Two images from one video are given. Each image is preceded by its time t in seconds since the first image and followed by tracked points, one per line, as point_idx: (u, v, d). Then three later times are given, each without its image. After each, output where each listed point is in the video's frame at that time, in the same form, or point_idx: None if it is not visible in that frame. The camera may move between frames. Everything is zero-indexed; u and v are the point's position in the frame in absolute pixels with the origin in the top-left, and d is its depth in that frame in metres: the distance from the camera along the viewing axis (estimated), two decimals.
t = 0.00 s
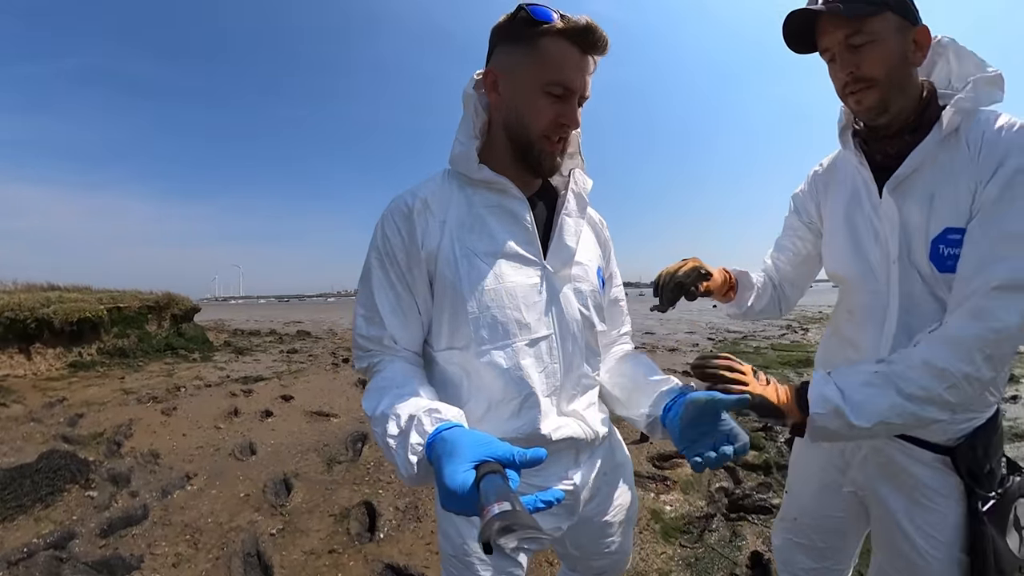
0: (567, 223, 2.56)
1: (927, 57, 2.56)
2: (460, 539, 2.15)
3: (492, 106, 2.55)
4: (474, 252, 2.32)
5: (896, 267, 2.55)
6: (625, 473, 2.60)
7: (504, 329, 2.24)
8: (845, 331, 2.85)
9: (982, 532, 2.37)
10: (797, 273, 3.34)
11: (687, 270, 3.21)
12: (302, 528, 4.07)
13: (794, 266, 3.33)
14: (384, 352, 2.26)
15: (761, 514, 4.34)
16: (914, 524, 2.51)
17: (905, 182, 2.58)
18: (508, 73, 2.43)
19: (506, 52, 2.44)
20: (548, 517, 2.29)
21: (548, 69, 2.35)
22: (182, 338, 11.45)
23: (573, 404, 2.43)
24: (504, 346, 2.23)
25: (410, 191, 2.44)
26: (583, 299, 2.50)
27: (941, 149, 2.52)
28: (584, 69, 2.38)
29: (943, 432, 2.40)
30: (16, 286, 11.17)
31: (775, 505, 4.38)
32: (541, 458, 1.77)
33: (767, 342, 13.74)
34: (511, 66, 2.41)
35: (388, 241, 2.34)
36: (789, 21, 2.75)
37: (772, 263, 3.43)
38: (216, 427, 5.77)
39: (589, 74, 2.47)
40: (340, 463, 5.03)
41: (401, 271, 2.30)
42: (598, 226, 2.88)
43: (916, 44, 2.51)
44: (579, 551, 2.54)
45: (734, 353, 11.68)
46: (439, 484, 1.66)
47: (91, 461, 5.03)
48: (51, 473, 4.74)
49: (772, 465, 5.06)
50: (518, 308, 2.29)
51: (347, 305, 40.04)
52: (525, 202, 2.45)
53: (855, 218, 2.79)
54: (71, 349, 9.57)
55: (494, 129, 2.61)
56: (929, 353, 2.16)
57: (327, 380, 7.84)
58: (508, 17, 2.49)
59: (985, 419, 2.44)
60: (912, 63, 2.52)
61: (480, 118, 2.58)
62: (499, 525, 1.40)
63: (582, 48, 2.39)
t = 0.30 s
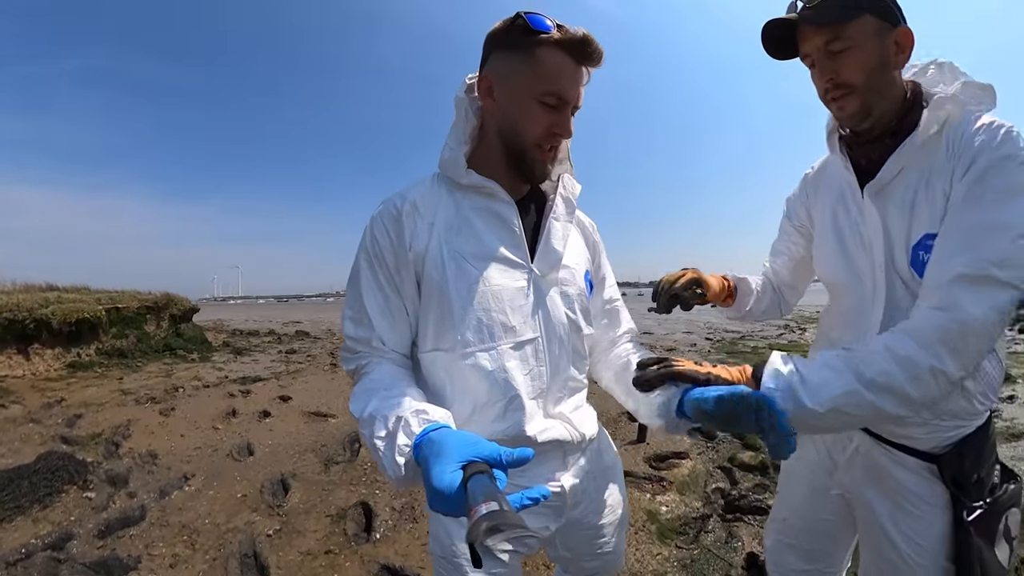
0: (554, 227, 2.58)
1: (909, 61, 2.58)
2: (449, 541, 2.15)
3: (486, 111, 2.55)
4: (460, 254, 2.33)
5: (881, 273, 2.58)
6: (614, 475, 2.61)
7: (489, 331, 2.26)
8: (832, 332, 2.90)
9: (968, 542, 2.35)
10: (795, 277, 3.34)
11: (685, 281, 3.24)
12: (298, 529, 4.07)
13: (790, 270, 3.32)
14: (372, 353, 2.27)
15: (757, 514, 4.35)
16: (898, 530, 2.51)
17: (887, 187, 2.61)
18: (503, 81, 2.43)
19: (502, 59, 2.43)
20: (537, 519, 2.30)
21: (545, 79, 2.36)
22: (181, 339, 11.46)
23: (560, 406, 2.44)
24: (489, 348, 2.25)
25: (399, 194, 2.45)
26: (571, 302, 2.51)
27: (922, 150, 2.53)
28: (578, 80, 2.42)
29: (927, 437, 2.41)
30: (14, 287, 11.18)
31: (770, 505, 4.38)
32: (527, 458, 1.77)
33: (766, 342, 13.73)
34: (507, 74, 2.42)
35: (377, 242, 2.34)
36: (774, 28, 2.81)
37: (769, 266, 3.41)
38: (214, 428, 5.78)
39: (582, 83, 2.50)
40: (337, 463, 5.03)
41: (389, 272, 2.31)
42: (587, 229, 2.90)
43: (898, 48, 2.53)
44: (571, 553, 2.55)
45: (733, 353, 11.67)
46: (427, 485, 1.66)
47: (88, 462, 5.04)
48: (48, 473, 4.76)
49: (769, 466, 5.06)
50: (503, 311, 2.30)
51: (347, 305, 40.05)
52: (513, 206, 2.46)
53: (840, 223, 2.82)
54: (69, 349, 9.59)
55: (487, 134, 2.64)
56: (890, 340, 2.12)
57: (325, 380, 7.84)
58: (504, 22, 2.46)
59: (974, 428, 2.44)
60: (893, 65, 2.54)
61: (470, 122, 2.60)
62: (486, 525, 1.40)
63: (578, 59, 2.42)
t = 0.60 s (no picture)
0: (551, 232, 2.57)
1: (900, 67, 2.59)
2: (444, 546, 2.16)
3: (488, 115, 2.56)
4: (456, 259, 2.33)
5: (876, 277, 2.59)
6: (611, 479, 2.60)
7: (483, 336, 2.26)
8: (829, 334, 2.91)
9: (960, 551, 2.36)
10: (790, 279, 3.34)
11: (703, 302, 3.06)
12: (296, 531, 4.08)
13: (782, 271, 3.32)
14: (367, 355, 2.27)
15: (755, 515, 4.35)
16: (891, 536, 2.53)
17: (884, 191, 2.61)
18: (507, 87, 2.44)
19: (506, 64, 2.44)
20: (532, 524, 2.31)
21: (549, 87, 2.38)
22: (180, 339, 11.46)
23: (555, 410, 2.44)
24: (483, 353, 2.25)
25: (396, 197, 2.45)
26: (567, 308, 2.51)
27: (918, 154, 2.53)
28: (582, 88, 2.45)
29: (922, 445, 2.42)
30: (12, 286, 11.17)
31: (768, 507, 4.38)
32: (520, 463, 1.77)
33: (764, 342, 13.75)
34: (510, 80, 2.42)
35: (374, 245, 2.35)
36: (764, 39, 2.84)
37: (763, 269, 3.40)
38: (212, 428, 5.79)
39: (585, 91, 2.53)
40: (335, 465, 5.03)
41: (385, 274, 2.31)
42: (586, 233, 2.90)
43: (889, 55, 2.53)
44: (568, 556, 2.56)
45: (732, 353, 11.67)
46: (419, 487, 1.66)
47: (87, 463, 5.04)
48: (47, 475, 4.77)
49: (767, 466, 5.07)
50: (497, 316, 2.30)
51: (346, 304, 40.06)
52: (510, 211, 2.45)
53: (834, 226, 2.82)
54: (68, 349, 9.58)
55: (486, 139, 2.64)
56: (929, 342, 2.04)
57: (324, 381, 7.84)
58: (509, 27, 2.47)
59: (968, 436, 2.45)
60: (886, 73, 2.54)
61: (468, 127, 2.60)
62: (479, 530, 1.43)
63: (582, 67, 2.44)
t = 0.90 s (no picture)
0: (558, 234, 2.59)
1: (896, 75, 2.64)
2: (449, 545, 2.16)
3: (498, 116, 2.56)
4: (464, 260, 2.34)
5: (881, 275, 2.60)
6: (614, 478, 2.61)
7: (490, 337, 2.27)
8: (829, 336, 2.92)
9: (960, 542, 2.37)
10: (789, 282, 3.35)
11: (710, 321, 2.61)
12: (296, 531, 4.07)
13: (779, 272, 3.34)
14: (374, 354, 2.26)
15: (754, 513, 4.37)
16: (894, 530, 2.54)
17: (888, 191, 2.64)
18: (519, 88, 2.45)
19: (519, 66, 2.45)
20: (537, 522, 2.31)
21: (561, 89, 2.40)
22: (177, 339, 11.43)
23: (560, 410, 2.45)
24: (489, 353, 2.26)
25: (404, 197, 2.46)
26: (573, 310, 2.51)
27: (918, 156, 2.59)
28: (592, 92, 2.48)
29: (924, 440, 2.46)
30: (9, 286, 11.10)
31: (768, 505, 4.40)
32: (525, 463, 1.77)
33: (761, 343, 13.79)
34: (522, 82, 2.44)
35: (382, 244, 2.35)
36: (765, 49, 2.88)
37: (765, 272, 3.39)
38: (211, 429, 5.78)
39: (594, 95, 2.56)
40: (335, 465, 5.03)
41: (393, 273, 2.31)
42: (593, 233, 2.91)
43: (887, 64, 2.58)
44: (572, 555, 2.57)
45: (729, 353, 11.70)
46: (424, 485, 1.67)
47: (86, 464, 5.03)
48: (45, 476, 4.75)
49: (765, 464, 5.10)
50: (503, 317, 2.31)
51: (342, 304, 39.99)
52: (517, 211, 2.46)
53: (836, 228, 2.84)
54: (65, 350, 9.54)
55: (495, 141, 2.65)
56: (964, 320, 1.94)
57: (323, 381, 7.83)
58: (520, 29, 2.49)
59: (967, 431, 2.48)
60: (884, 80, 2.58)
61: (477, 129, 2.60)
62: (483, 528, 1.40)
63: (593, 71, 2.47)
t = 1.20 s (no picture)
0: (566, 232, 2.59)
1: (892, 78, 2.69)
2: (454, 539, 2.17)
3: (506, 114, 2.57)
4: (472, 256, 2.34)
5: (882, 271, 2.62)
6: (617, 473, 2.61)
7: (497, 332, 2.28)
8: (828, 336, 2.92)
9: (962, 530, 2.40)
10: (789, 282, 3.34)
11: (726, 324, 2.59)
12: (297, 530, 4.07)
13: (781, 274, 3.32)
14: (382, 349, 2.27)
15: (753, 510, 4.39)
16: (896, 520, 2.56)
17: (888, 189, 2.67)
18: (527, 86, 2.46)
19: (526, 64, 2.46)
20: (542, 516, 2.31)
21: (569, 87, 2.41)
22: (175, 339, 11.38)
23: (566, 405, 2.46)
24: (497, 348, 2.26)
25: (411, 194, 2.46)
26: (580, 306, 2.52)
27: (914, 155, 2.63)
28: (599, 90, 2.49)
29: (928, 432, 2.49)
30: (6, 286, 11.02)
31: (767, 502, 4.42)
32: (532, 456, 1.77)
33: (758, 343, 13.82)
34: (531, 80, 2.44)
35: (390, 240, 2.35)
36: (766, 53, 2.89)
37: (766, 273, 3.35)
38: (210, 428, 5.76)
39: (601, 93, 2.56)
40: (335, 464, 5.02)
41: (401, 268, 2.32)
42: (598, 230, 2.93)
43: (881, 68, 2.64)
44: (576, 550, 2.57)
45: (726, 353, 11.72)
46: (432, 477, 1.68)
47: (84, 464, 5.00)
48: (43, 476, 4.72)
49: (763, 462, 5.12)
50: (511, 312, 2.31)
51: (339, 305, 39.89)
52: (524, 208, 2.46)
53: (835, 227, 2.85)
54: (62, 350, 9.48)
55: (502, 139, 2.65)
56: (997, 310, 2.04)
57: (321, 381, 7.81)
58: (528, 28, 2.50)
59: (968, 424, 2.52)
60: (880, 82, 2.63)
61: (484, 126, 2.61)
62: (490, 521, 1.43)
63: (601, 69, 2.48)
